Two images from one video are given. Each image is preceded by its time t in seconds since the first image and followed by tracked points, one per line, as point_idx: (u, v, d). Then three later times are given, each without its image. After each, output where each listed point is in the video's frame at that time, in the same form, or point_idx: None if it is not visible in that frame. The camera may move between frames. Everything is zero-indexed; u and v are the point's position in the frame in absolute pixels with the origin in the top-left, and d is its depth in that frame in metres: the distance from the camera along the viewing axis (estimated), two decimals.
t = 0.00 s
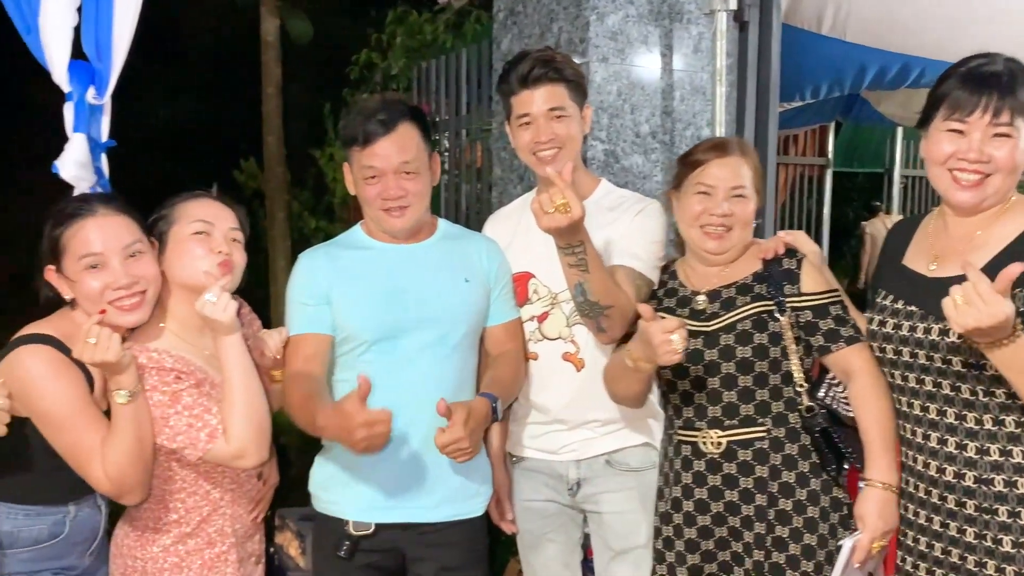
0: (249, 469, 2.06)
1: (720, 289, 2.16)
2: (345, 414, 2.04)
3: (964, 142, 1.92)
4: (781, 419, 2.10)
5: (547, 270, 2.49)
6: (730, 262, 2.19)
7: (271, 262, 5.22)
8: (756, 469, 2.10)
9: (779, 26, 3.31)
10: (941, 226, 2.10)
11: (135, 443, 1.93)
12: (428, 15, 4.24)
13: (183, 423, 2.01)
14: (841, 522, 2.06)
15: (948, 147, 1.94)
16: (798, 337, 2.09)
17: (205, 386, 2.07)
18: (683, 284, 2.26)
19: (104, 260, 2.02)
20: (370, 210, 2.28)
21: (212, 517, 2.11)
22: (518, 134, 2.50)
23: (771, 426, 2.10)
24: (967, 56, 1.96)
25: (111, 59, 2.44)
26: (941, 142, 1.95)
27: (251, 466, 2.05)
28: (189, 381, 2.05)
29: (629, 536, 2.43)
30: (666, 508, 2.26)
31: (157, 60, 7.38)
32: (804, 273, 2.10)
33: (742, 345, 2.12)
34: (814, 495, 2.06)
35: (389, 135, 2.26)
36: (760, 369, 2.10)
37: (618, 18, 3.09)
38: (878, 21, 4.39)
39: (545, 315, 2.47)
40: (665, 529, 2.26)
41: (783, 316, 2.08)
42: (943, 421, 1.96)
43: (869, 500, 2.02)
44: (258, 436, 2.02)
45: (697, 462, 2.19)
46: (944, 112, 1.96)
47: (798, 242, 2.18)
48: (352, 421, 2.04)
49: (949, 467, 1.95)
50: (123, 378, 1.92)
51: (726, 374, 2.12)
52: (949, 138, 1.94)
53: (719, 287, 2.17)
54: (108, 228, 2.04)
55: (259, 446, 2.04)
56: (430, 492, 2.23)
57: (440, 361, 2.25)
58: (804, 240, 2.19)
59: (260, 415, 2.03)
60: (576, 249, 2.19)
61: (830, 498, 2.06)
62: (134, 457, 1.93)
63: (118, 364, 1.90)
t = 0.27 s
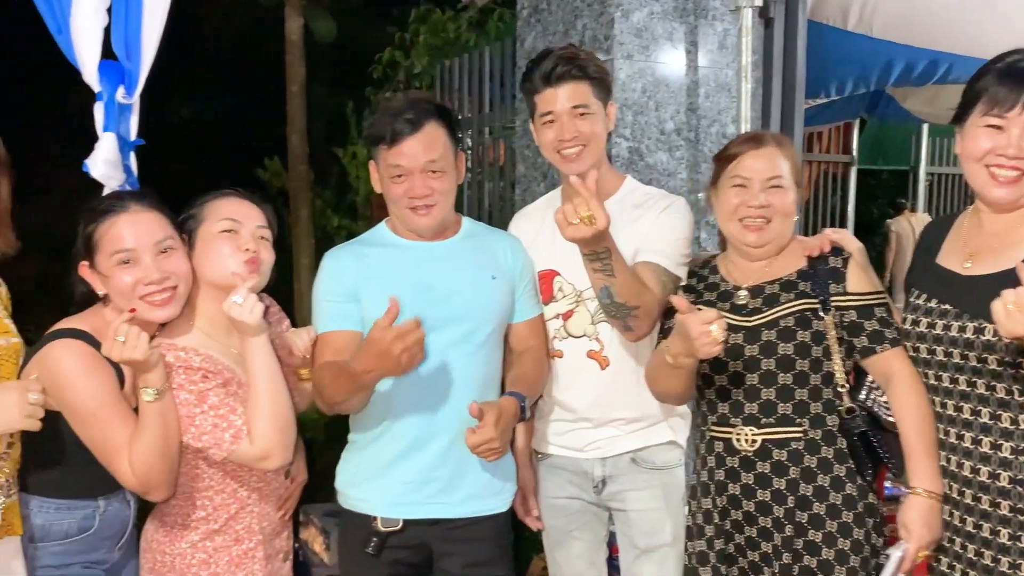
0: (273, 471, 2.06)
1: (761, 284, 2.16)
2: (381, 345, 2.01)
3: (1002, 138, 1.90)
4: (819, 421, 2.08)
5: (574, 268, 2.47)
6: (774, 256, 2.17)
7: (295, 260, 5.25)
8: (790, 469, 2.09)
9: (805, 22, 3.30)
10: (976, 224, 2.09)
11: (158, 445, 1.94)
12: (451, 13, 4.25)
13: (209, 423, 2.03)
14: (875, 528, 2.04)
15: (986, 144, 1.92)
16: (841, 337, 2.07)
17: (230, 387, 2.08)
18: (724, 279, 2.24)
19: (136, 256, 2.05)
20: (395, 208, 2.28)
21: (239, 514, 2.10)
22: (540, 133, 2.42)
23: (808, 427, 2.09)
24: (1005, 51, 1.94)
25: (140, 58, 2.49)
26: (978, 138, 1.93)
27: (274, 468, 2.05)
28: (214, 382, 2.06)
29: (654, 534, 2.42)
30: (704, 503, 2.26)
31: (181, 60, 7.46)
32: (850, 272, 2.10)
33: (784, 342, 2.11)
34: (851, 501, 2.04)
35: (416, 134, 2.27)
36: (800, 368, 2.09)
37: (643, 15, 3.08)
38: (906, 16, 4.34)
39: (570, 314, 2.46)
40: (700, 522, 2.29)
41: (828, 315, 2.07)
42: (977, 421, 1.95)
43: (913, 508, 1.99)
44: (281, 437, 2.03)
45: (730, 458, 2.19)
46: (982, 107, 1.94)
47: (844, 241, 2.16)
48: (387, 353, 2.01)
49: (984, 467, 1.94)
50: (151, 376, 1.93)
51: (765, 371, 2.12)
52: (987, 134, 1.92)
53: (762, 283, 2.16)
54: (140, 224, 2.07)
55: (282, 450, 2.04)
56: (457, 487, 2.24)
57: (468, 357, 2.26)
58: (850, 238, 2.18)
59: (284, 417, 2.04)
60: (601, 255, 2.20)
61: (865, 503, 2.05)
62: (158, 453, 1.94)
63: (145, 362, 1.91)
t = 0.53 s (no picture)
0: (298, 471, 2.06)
1: (792, 283, 2.15)
2: (407, 308, 2.00)
3: None
4: (847, 422, 2.06)
5: (601, 268, 2.46)
6: (806, 254, 2.17)
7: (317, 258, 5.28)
8: (818, 470, 2.07)
9: (832, 18, 3.28)
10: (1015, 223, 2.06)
11: (186, 443, 1.95)
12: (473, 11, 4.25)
13: (236, 422, 2.02)
14: (905, 532, 2.03)
15: None
16: (875, 339, 2.07)
17: (257, 386, 2.09)
18: (755, 277, 2.23)
19: (166, 254, 2.07)
20: (420, 207, 2.28)
21: (267, 512, 2.11)
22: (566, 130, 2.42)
23: (837, 428, 2.07)
24: None
25: (168, 57, 2.50)
26: (1016, 136, 1.91)
27: (299, 468, 2.05)
28: (241, 381, 2.06)
29: (681, 533, 2.41)
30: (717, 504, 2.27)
31: (203, 59, 7.50)
32: (884, 274, 2.09)
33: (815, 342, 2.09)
34: (881, 504, 2.03)
35: (441, 133, 2.26)
36: (830, 369, 2.07)
37: (668, 11, 3.06)
38: (933, 11, 4.30)
39: (597, 312, 2.45)
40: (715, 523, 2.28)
41: (860, 315, 2.06)
42: (1016, 423, 1.92)
43: (960, 516, 1.97)
44: (307, 438, 2.03)
45: (757, 457, 2.17)
46: (1019, 105, 1.92)
47: (877, 241, 2.15)
48: (413, 313, 2.00)
49: None
50: (180, 373, 1.95)
51: (794, 371, 2.11)
52: None
53: (794, 282, 2.14)
54: (170, 224, 2.09)
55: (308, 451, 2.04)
56: (484, 483, 2.25)
57: (495, 353, 2.27)
58: (883, 238, 2.16)
59: (310, 418, 2.04)
60: (631, 262, 2.14)
61: (896, 506, 2.04)
62: (185, 451, 1.95)
63: (175, 359, 1.92)
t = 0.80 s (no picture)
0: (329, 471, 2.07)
1: (820, 276, 2.13)
2: (436, 287, 1.99)
3: None
4: (875, 415, 2.06)
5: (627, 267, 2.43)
6: (833, 249, 2.15)
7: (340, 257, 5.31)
8: (846, 463, 2.06)
9: (861, 14, 3.25)
10: None
11: (219, 442, 1.96)
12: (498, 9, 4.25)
13: (269, 422, 2.04)
14: (929, 528, 2.04)
15: None
16: (903, 334, 2.06)
17: (291, 385, 2.10)
18: (783, 271, 2.21)
19: (200, 254, 2.09)
20: (448, 203, 2.28)
21: (297, 509, 2.12)
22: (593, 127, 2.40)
23: (865, 421, 2.07)
24: None
25: (198, 56, 2.51)
26: None
27: (331, 468, 2.06)
28: (274, 380, 2.07)
29: (711, 533, 2.39)
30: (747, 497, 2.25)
31: (227, 60, 7.56)
32: (912, 268, 2.07)
33: (843, 335, 2.08)
34: (904, 498, 2.03)
35: (468, 130, 2.25)
36: (859, 363, 2.06)
37: (694, 7, 3.04)
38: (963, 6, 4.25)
39: (624, 310, 2.43)
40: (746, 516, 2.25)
41: (888, 309, 2.05)
42: None
43: (983, 509, 2.00)
44: (339, 440, 2.04)
45: (783, 450, 2.15)
46: None
47: (905, 236, 2.13)
48: (443, 292, 1.99)
49: None
50: (215, 373, 1.96)
51: (822, 364, 2.09)
52: None
53: (821, 275, 2.13)
54: (206, 224, 2.11)
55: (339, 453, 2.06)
56: (514, 480, 2.26)
57: (522, 349, 2.27)
58: (912, 233, 2.14)
59: (343, 420, 2.05)
60: (659, 260, 2.13)
61: (920, 501, 2.04)
62: (218, 450, 1.96)
63: (211, 359, 1.93)
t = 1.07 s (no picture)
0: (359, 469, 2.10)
1: (845, 275, 2.12)
2: (465, 280, 2.00)
3: None
4: (903, 414, 2.05)
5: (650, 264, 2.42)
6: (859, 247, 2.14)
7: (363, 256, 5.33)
8: (873, 462, 2.05)
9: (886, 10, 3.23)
10: None
11: (250, 441, 1.98)
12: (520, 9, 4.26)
13: (300, 421, 2.06)
14: (962, 524, 2.03)
15: None
16: (929, 331, 2.04)
17: (323, 383, 2.13)
18: (809, 270, 2.20)
19: (230, 252, 2.10)
20: (474, 201, 2.29)
21: (325, 507, 2.13)
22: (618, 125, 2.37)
23: (892, 420, 2.05)
24: None
25: (227, 56, 2.54)
26: None
27: (362, 466, 2.09)
28: (307, 378, 2.10)
29: (736, 532, 2.39)
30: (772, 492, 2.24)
31: (249, 59, 7.61)
32: (939, 266, 2.05)
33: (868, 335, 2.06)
34: (936, 495, 2.02)
35: (493, 128, 2.25)
36: (884, 362, 2.05)
37: (719, 5, 3.03)
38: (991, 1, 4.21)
39: (649, 309, 2.42)
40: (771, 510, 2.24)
41: (914, 308, 2.03)
42: None
43: (1007, 509, 1.98)
44: (370, 439, 2.06)
45: (810, 448, 2.14)
46: None
47: (934, 234, 2.13)
48: (471, 285, 2.00)
49: None
50: (247, 373, 1.98)
51: (847, 364, 2.07)
52: None
53: (847, 274, 2.11)
54: (237, 222, 2.12)
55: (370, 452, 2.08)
56: (541, 479, 2.27)
57: (549, 348, 2.28)
58: (939, 231, 2.15)
59: (374, 420, 2.07)
60: (684, 264, 2.09)
61: (951, 498, 2.03)
62: (249, 449, 1.98)
63: (242, 358, 1.96)
